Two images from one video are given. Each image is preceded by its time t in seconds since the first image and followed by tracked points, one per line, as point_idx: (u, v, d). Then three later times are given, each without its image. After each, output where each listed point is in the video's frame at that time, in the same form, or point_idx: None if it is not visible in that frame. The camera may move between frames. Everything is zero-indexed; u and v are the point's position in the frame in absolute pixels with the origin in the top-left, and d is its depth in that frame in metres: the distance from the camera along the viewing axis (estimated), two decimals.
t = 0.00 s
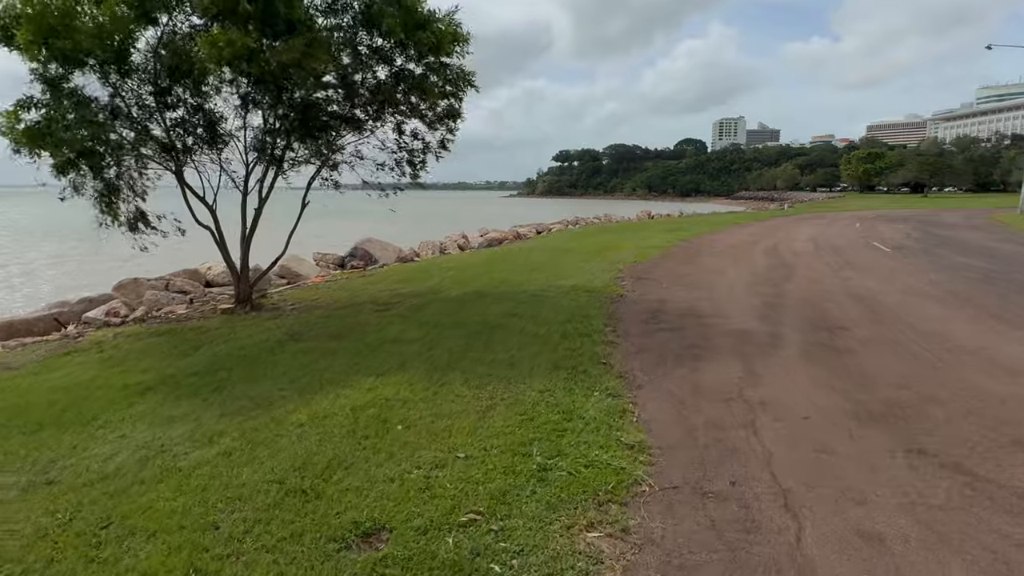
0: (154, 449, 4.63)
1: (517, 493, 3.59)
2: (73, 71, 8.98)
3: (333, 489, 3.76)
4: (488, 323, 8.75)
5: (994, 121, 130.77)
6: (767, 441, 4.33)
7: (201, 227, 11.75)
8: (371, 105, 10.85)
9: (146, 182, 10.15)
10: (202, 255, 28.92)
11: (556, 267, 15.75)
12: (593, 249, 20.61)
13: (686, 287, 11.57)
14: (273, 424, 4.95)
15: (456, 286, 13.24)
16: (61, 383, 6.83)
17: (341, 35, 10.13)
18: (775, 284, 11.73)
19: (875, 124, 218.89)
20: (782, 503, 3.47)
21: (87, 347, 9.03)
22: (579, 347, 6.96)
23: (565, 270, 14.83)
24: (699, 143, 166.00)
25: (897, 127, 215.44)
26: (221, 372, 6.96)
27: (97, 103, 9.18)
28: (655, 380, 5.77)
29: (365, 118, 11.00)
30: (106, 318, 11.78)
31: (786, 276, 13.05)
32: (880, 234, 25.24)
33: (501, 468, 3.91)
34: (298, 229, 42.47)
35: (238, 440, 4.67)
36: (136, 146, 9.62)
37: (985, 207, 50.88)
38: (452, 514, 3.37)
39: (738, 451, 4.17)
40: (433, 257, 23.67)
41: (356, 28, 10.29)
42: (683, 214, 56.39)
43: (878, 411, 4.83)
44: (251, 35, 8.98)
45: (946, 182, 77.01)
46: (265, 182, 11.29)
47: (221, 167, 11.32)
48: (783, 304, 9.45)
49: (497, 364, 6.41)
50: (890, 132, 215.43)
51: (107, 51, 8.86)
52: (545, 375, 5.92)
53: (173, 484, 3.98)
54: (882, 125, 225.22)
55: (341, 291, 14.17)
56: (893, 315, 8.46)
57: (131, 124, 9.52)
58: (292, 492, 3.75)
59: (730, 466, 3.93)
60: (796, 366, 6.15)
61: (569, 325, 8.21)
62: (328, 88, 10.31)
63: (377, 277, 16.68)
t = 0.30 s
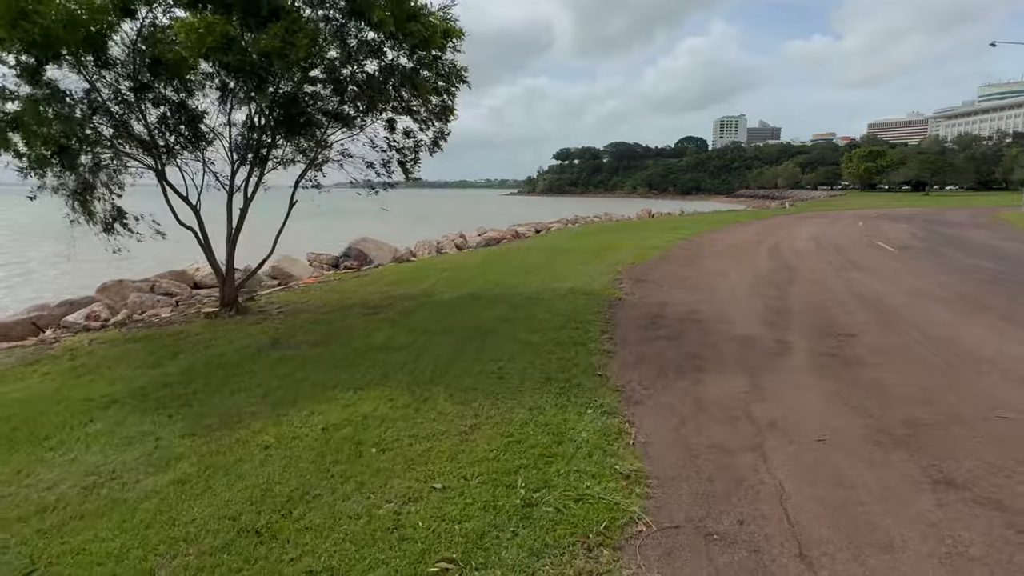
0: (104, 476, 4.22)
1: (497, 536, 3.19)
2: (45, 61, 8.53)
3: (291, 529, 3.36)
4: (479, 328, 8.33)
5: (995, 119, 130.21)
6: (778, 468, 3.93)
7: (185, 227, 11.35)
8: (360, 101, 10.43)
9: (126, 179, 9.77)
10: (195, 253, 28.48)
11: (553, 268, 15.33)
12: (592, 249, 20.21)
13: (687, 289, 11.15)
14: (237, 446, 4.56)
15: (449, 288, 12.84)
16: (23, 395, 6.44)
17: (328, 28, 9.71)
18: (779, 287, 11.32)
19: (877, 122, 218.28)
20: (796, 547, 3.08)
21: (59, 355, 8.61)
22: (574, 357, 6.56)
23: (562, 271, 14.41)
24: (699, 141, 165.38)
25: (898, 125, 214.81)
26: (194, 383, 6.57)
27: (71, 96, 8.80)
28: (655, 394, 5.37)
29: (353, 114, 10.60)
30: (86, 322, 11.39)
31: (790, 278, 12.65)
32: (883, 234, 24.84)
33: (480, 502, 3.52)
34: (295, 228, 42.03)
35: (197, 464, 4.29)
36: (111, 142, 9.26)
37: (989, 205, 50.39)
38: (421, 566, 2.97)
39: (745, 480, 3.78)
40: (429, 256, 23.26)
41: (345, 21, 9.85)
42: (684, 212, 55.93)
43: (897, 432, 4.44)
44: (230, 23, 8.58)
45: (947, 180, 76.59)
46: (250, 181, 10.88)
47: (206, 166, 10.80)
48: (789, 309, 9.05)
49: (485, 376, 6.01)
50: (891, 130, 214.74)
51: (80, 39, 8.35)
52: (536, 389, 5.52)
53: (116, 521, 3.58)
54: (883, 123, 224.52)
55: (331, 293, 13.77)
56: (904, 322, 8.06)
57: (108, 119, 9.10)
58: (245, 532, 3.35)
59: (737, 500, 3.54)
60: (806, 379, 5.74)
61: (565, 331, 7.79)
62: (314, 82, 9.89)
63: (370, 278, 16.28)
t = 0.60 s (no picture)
0: (48, 507, 3.81)
1: None
2: (17, 52, 8.11)
3: None
4: (473, 334, 7.90)
5: (998, 117, 129.59)
6: (799, 503, 3.52)
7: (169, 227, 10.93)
8: (351, 95, 10.02)
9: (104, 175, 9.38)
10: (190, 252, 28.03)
11: (552, 269, 14.88)
12: (592, 249, 19.77)
13: (691, 291, 10.70)
14: (200, 471, 4.15)
15: (443, 290, 12.41)
16: None
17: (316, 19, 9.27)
18: (787, 289, 10.89)
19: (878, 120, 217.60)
20: None
21: (31, 363, 8.19)
22: (572, 368, 6.13)
23: (561, 273, 13.98)
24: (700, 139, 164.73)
25: (900, 123, 214.17)
26: (165, 396, 6.16)
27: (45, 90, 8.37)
28: (661, 411, 4.95)
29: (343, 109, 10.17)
30: (66, 326, 10.99)
31: (797, 280, 12.22)
32: (889, 234, 24.37)
33: (461, 545, 3.11)
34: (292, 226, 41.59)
35: (151, 492, 3.87)
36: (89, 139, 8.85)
37: (993, 204, 49.89)
38: None
39: (762, 518, 3.37)
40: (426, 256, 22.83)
41: (334, 12, 9.42)
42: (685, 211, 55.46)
43: (928, 458, 4.02)
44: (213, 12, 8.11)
45: (950, 179, 76.06)
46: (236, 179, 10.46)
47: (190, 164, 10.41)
48: (798, 313, 8.62)
49: (476, 389, 5.58)
50: (893, 129, 214.07)
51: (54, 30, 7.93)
52: (531, 404, 5.09)
53: (50, 571, 3.20)
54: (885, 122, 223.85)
55: (322, 295, 13.36)
56: (922, 329, 7.63)
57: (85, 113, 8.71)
58: None
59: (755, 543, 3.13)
60: (823, 392, 5.31)
61: (563, 338, 7.36)
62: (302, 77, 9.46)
63: (363, 280, 15.84)
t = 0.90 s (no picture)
0: None
1: None
2: None
3: None
4: (465, 342, 7.45)
5: (1000, 116, 129.00)
6: (830, 550, 3.11)
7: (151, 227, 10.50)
8: (340, 90, 9.59)
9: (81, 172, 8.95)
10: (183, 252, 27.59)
11: (551, 271, 14.42)
12: (592, 249, 19.33)
13: (696, 296, 10.25)
14: (151, 505, 3.73)
15: (438, 294, 11.98)
16: None
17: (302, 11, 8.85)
18: (795, 293, 10.46)
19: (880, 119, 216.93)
20: None
21: None
22: (569, 382, 5.68)
23: (560, 275, 13.51)
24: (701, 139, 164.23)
25: (902, 123, 213.52)
26: (132, 411, 5.73)
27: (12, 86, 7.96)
28: (668, 432, 4.53)
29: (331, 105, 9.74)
30: (44, 331, 10.56)
31: (804, 282, 11.79)
32: (894, 233, 23.92)
33: None
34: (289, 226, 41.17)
35: (92, 534, 3.46)
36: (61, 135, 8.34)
37: (997, 203, 49.40)
38: None
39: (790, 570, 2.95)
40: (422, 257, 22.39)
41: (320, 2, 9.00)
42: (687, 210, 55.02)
43: (968, 492, 3.61)
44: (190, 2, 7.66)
45: (952, 178, 75.54)
46: (221, 178, 10.02)
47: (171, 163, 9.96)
48: (809, 320, 8.18)
49: (465, 407, 5.13)
50: (895, 128, 213.43)
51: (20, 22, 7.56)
52: (524, 425, 4.66)
53: None
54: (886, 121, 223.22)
55: (313, 298, 12.94)
56: (942, 337, 7.21)
57: (57, 107, 8.23)
58: None
59: None
60: (844, 411, 4.88)
61: (561, 347, 6.91)
62: (288, 72, 9.03)
63: (356, 282, 15.42)
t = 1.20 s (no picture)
0: None
1: None
2: None
3: None
4: (457, 350, 7.02)
5: (1003, 115, 128.36)
6: None
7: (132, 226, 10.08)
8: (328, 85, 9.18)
9: (54, 166, 8.54)
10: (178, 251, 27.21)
11: (550, 273, 13.97)
12: (592, 250, 18.93)
13: (701, 299, 9.83)
14: (91, 545, 3.33)
15: (432, 298, 11.57)
16: None
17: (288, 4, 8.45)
18: (803, 296, 10.05)
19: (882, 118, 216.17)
20: None
21: None
22: (565, 396, 5.26)
23: (560, 276, 13.09)
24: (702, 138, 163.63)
25: (904, 121, 212.76)
26: (94, 425, 5.34)
27: None
28: (672, 454, 4.12)
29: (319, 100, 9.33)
30: (22, 336, 10.18)
31: (813, 285, 11.38)
32: (901, 233, 23.46)
33: None
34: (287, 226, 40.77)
35: None
36: (32, 131, 7.91)
37: (1003, 202, 48.90)
38: None
39: None
40: (420, 257, 21.99)
41: None
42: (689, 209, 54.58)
43: (1014, 529, 3.21)
44: None
45: (956, 177, 74.99)
46: (204, 176, 9.61)
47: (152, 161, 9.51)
48: (821, 325, 7.76)
49: (452, 425, 4.71)
50: (897, 127, 212.67)
51: None
52: (514, 446, 4.24)
53: None
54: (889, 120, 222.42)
55: (304, 301, 12.55)
56: (962, 344, 6.80)
57: (26, 99, 7.90)
58: None
59: None
60: (865, 431, 4.47)
61: (558, 356, 6.49)
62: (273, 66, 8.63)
63: (350, 283, 15.03)
